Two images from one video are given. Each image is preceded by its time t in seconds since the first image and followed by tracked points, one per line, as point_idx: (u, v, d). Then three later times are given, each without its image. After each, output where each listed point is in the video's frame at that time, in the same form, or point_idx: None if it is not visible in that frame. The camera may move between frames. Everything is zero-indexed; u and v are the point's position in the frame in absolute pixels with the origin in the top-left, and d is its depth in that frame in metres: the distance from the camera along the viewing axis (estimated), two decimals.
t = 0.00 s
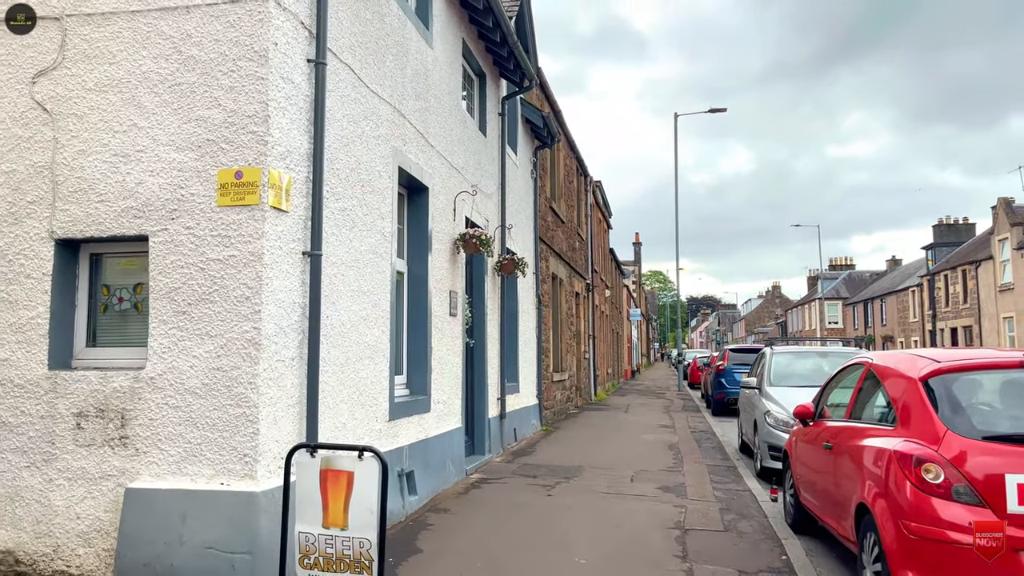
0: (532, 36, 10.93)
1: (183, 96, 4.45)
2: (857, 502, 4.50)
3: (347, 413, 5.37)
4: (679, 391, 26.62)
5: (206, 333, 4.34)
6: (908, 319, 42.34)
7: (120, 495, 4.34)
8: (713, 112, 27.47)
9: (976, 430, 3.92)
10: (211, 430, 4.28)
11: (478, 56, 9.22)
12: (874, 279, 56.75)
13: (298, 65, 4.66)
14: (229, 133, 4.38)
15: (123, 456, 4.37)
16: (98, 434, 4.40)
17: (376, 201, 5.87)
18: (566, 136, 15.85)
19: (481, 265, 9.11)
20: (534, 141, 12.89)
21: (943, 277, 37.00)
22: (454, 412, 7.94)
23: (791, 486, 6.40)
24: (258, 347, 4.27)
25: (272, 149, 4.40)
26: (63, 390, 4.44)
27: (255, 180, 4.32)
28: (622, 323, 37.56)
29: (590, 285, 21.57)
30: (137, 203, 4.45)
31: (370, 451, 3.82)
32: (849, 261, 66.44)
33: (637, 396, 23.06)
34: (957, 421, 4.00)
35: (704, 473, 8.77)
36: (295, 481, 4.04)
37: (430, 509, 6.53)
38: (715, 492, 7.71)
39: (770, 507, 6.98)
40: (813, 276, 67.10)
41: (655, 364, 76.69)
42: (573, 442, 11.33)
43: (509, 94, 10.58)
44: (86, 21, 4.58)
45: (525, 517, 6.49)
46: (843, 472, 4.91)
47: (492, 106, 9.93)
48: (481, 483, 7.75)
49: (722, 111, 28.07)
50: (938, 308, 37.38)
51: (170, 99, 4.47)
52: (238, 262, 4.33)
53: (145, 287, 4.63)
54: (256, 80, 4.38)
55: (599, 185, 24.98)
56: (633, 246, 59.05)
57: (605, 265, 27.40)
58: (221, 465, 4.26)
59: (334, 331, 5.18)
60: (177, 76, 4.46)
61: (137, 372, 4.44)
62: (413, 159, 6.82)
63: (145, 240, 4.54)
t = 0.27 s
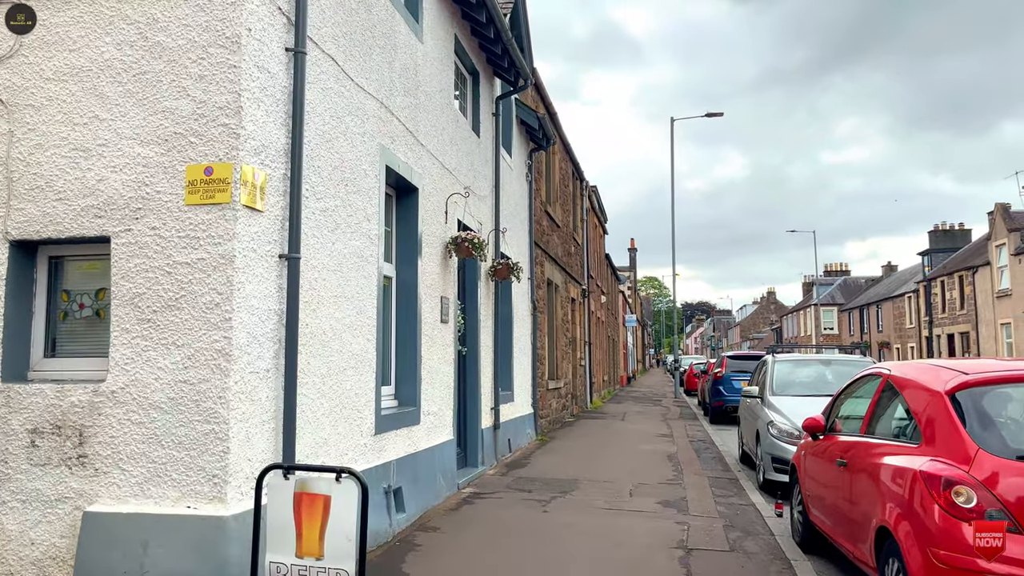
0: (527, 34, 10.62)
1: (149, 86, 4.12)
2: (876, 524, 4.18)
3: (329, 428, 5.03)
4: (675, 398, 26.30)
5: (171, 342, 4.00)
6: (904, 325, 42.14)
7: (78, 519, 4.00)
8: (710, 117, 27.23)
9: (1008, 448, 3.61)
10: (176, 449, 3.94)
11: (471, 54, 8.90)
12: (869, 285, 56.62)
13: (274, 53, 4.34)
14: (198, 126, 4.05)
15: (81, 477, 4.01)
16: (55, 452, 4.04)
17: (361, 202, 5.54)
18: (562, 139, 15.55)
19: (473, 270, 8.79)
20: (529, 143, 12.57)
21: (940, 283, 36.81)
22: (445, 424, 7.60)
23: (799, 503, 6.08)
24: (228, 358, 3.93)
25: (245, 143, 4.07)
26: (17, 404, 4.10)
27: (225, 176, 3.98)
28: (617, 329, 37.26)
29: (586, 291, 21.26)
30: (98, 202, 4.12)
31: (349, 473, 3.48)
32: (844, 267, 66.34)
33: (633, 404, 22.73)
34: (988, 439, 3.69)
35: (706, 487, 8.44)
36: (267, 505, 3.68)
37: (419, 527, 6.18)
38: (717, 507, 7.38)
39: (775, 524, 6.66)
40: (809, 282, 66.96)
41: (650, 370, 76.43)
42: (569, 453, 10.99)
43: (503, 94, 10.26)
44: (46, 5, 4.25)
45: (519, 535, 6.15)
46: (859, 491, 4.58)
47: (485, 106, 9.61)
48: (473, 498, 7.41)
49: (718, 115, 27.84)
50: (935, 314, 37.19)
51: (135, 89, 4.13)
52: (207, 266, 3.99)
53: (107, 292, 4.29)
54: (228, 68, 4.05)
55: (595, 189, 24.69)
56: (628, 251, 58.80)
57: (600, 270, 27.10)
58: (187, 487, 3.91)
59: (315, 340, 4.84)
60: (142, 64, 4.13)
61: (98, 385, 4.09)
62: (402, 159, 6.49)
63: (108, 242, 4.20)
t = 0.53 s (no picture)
0: (518, 25, 10.30)
1: (102, 57, 3.78)
2: (892, 534, 3.87)
3: (302, 430, 4.68)
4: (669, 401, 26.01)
5: (124, 336, 3.65)
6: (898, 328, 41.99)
7: (21, 530, 3.64)
8: (703, 118, 26.99)
9: None
10: (128, 452, 3.59)
11: (459, 43, 8.58)
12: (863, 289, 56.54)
13: (240, 24, 4.00)
14: (155, 100, 3.71)
15: (25, 483, 3.66)
16: None
17: (338, 189, 5.20)
18: (554, 136, 15.24)
19: (461, 267, 8.46)
20: (520, 139, 12.25)
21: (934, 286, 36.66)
22: (431, 426, 7.26)
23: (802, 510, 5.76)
24: (185, 352, 3.59)
25: (206, 119, 3.73)
26: None
27: (185, 154, 3.64)
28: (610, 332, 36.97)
29: (579, 293, 20.96)
30: (45, 183, 3.77)
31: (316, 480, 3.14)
32: (837, 271, 66.29)
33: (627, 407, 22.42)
34: (1017, 442, 3.39)
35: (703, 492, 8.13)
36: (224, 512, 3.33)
37: (401, 536, 5.84)
38: (715, 513, 7.06)
39: (776, 532, 6.34)
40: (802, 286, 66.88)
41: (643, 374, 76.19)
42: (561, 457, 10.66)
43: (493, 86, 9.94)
44: None
45: (507, 544, 5.82)
46: (870, 498, 4.27)
47: (474, 98, 9.28)
48: (460, 504, 7.07)
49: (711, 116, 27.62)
50: (930, 317, 37.04)
51: (86, 60, 3.79)
52: (164, 252, 3.64)
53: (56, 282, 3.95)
54: (188, 37, 3.71)
55: (588, 190, 24.41)
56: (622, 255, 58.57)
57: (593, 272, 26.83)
58: (139, 494, 3.56)
59: (287, 335, 4.49)
60: (95, 33, 3.79)
61: (44, 383, 3.74)
62: (385, 147, 6.16)
63: (57, 227, 3.86)
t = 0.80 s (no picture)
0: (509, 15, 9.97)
1: (47, 31, 3.43)
2: (914, 556, 3.54)
3: (273, 440, 4.34)
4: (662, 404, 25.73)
5: (69, 338, 3.29)
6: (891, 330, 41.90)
7: None
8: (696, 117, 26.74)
9: None
10: (72, 468, 3.24)
11: (447, 33, 8.25)
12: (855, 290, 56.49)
13: None
14: (104, 78, 3.36)
15: None
16: None
17: (315, 181, 4.86)
18: (546, 133, 14.92)
19: (449, 267, 8.12)
20: (511, 135, 11.92)
21: (927, 288, 36.55)
22: (416, 433, 6.93)
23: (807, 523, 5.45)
24: (137, 357, 3.24)
25: (162, 99, 3.39)
26: None
27: (138, 138, 3.30)
28: (602, 334, 36.70)
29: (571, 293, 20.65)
30: None
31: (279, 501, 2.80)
32: (829, 273, 66.28)
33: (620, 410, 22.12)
34: None
35: (700, 501, 7.82)
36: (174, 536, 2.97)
37: (383, 551, 5.50)
38: (713, 524, 6.75)
39: (778, 545, 6.04)
40: (794, 287, 66.83)
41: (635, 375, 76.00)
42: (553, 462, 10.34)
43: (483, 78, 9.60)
44: None
45: (495, 558, 5.48)
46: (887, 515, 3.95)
47: (463, 90, 8.95)
48: (446, 515, 6.73)
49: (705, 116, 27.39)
50: (923, 319, 36.93)
51: (30, 34, 3.45)
52: (113, 246, 3.29)
53: None
54: (142, 9, 3.37)
55: (580, 190, 24.11)
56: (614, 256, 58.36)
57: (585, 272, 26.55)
58: (85, 515, 3.21)
59: (256, 338, 4.15)
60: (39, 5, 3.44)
61: None
62: (367, 137, 5.82)
63: None
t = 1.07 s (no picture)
0: None
1: None
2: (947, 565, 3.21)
3: (243, 439, 3.97)
4: (653, 403, 25.49)
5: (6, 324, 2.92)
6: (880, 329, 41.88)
7: None
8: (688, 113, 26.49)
9: None
10: (8, 470, 2.86)
11: (436, 14, 7.89)
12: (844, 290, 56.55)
13: None
14: (48, 32, 2.99)
15: None
16: None
17: (291, 159, 4.50)
18: (537, 125, 14.58)
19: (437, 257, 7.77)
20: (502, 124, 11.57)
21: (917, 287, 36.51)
22: (402, 431, 6.57)
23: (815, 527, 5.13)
24: (82, 345, 2.87)
25: (114, 57, 3.02)
26: None
27: (84, 99, 2.94)
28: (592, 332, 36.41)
29: (561, 290, 20.33)
30: None
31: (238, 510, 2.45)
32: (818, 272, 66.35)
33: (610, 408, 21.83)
34: None
35: (697, 502, 7.51)
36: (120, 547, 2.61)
37: (365, 558, 5.14)
38: (713, 527, 6.43)
39: (783, 549, 5.72)
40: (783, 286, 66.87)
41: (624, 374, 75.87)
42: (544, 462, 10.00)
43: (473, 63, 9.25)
44: None
45: (484, 565, 5.14)
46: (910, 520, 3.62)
47: (452, 75, 8.59)
48: (432, 518, 6.38)
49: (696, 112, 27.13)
50: (912, 318, 36.90)
51: None
52: (58, 220, 2.92)
53: None
54: None
55: (571, 185, 23.78)
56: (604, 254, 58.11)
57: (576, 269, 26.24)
58: (23, 523, 2.84)
59: (223, 328, 3.78)
60: None
61: None
62: (349, 116, 5.46)
63: None
